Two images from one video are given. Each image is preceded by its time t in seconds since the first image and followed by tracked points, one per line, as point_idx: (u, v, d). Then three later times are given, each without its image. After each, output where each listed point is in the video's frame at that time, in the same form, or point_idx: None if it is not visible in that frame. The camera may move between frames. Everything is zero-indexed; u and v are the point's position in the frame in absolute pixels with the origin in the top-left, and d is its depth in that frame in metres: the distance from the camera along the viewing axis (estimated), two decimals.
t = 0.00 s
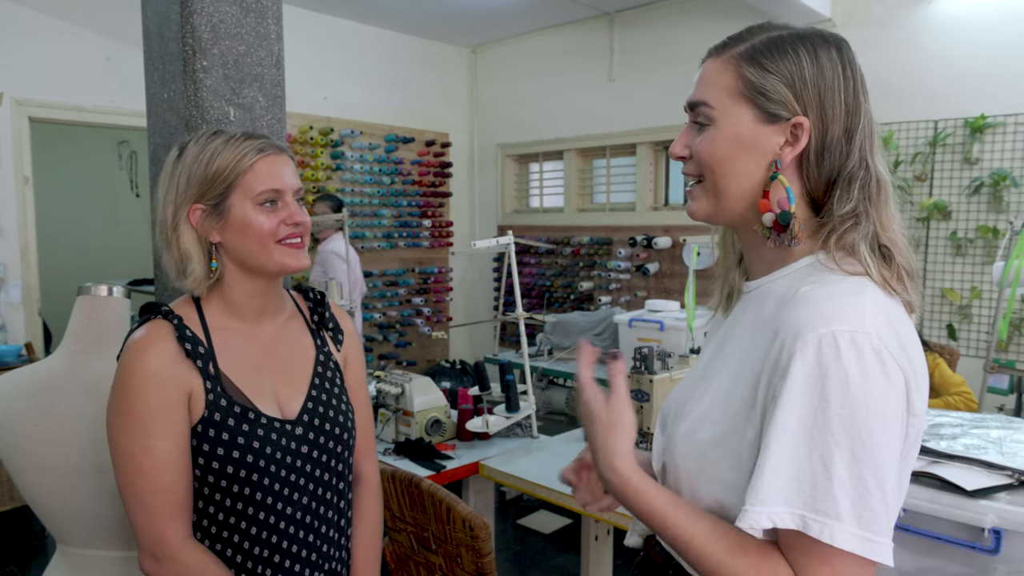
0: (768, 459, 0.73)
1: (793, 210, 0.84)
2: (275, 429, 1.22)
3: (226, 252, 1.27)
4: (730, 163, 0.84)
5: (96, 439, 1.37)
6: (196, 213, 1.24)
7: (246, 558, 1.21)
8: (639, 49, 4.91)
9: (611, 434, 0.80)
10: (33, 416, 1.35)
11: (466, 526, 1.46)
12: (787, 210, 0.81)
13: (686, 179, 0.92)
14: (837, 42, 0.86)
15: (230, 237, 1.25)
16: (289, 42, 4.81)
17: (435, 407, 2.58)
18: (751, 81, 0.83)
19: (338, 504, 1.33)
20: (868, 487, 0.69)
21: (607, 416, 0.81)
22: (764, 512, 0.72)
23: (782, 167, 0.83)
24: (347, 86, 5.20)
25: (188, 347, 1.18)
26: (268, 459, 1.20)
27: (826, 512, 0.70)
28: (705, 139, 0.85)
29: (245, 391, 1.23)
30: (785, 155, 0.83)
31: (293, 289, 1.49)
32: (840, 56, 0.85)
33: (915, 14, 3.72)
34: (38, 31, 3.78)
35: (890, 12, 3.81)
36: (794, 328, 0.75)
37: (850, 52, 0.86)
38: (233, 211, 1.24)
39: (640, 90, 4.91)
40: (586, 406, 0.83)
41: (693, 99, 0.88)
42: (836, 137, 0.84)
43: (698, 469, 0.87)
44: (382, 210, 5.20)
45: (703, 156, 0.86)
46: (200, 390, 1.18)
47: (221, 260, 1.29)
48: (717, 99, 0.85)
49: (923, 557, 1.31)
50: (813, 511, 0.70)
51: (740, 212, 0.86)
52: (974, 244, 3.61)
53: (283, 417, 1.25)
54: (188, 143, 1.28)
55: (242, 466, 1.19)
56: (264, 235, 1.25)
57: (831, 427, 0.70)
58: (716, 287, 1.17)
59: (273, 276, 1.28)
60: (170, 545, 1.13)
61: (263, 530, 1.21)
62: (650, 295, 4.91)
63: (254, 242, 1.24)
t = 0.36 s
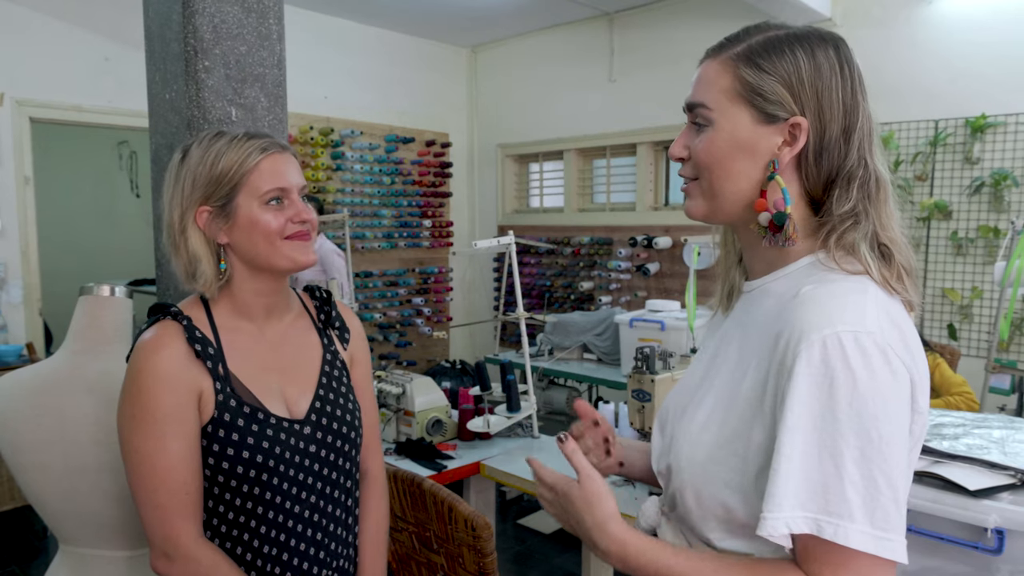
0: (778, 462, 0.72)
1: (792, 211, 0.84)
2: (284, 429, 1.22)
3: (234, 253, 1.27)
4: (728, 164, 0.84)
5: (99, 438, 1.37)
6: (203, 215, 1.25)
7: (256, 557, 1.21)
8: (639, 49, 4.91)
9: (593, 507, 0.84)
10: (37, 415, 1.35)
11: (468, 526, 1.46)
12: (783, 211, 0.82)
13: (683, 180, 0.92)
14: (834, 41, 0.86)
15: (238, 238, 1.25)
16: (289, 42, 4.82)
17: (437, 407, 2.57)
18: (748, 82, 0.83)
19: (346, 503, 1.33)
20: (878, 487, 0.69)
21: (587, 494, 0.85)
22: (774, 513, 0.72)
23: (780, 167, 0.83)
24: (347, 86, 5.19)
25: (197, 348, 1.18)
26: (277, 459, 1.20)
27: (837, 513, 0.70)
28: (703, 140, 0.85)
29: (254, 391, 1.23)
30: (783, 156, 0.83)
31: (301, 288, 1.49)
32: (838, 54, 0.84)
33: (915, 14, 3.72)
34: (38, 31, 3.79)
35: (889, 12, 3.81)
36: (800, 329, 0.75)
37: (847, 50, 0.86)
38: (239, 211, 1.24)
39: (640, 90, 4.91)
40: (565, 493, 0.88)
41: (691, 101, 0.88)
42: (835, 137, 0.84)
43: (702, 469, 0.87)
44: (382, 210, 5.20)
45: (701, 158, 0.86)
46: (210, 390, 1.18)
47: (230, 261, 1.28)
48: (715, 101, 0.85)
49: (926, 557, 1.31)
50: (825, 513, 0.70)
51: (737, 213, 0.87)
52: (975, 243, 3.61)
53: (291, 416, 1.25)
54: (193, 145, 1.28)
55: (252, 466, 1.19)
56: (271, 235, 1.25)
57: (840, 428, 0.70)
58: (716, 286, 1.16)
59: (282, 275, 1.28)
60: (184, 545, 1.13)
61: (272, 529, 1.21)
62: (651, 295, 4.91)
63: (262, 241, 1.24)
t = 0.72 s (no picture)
0: (782, 462, 0.72)
1: (793, 210, 0.84)
2: (286, 427, 1.22)
3: (236, 252, 1.27)
4: (726, 166, 0.83)
5: (99, 438, 1.36)
6: (204, 215, 1.24)
7: (259, 555, 1.20)
8: (639, 48, 4.90)
9: (609, 497, 0.87)
10: (37, 415, 1.35)
11: (470, 526, 1.45)
12: (787, 210, 0.81)
13: (681, 183, 0.91)
14: (828, 39, 0.85)
15: (239, 237, 1.25)
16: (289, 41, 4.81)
17: (437, 407, 2.57)
18: (744, 83, 0.83)
19: (350, 501, 1.32)
20: (884, 486, 0.68)
21: (605, 486, 0.88)
22: (780, 514, 0.72)
23: (780, 167, 0.83)
24: (347, 86, 5.19)
25: (199, 346, 1.17)
26: (279, 458, 1.20)
27: (843, 513, 0.69)
28: (700, 143, 0.85)
29: (256, 389, 1.22)
30: (782, 156, 0.83)
31: (304, 287, 1.49)
32: (832, 53, 0.84)
33: (916, 14, 3.72)
34: (38, 31, 3.78)
35: (890, 12, 3.81)
36: (802, 328, 0.75)
37: (841, 48, 0.86)
38: (241, 211, 1.24)
39: (640, 89, 4.91)
40: (587, 488, 0.92)
41: (687, 105, 0.88)
42: (832, 135, 0.83)
43: (704, 469, 0.87)
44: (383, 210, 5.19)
45: (700, 161, 0.85)
46: (212, 388, 1.17)
47: (232, 261, 1.28)
48: (711, 103, 0.85)
49: (929, 557, 1.31)
50: (831, 514, 0.70)
51: (737, 214, 0.86)
52: (976, 243, 3.61)
53: (294, 414, 1.25)
54: (194, 146, 1.28)
55: (254, 464, 1.18)
56: (272, 235, 1.24)
57: (845, 427, 0.70)
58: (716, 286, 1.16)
59: (283, 274, 1.28)
60: (187, 543, 1.13)
61: (275, 528, 1.21)
62: (651, 295, 4.91)
63: (263, 241, 1.24)
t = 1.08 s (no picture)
0: (770, 461, 0.73)
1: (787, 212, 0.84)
2: (284, 425, 1.22)
3: (237, 254, 1.27)
4: (722, 170, 0.84)
5: (99, 438, 1.37)
6: (206, 216, 1.25)
7: (255, 552, 1.21)
8: (639, 48, 4.91)
9: (602, 487, 0.87)
10: (36, 415, 1.35)
11: (469, 526, 1.46)
12: (783, 212, 0.81)
13: (678, 186, 0.91)
14: (821, 42, 0.86)
15: (241, 238, 1.25)
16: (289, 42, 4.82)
17: (437, 407, 2.58)
18: (739, 87, 0.83)
19: (347, 501, 1.32)
20: (871, 488, 0.69)
21: (600, 476, 0.88)
22: (767, 513, 0.72)
23: (776, 169, 0.83)
24: (347, 86, 5.19)
25: (199, 343, 1.18)
26: (276, 456, 1.20)
27: (830, 514, 0.70)
28: (697, 146, 0.85)
29: (255, 388, 1.23)
30: (778, 158, 0.83)
31: (307, 288, 1.49)
32: (826, 55, 0.84)
33: (916, 13, 3.72)
34: (39, 31, 3.79)
35: (890, 12, 3.81)
36: (794, 329, 0.75)
37: (835, 50, 0.86)
38: (241, 214, 1.24)
39: (640, 89, 4.91)
40: (582, 477, 0.92)
41: (682, 109, 0.88)
42: (826, 138, 0.84)
43: (699, 469, 0.87)
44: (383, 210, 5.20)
45: (696, 165, 0.85)
46: (211, 385, 1.18)
47: (233, 262, 1.29)
48: (706, 107, 0.85)
49: (927, 557, 1.31)
50: (818, 514, 0.70)
51: (734, 218, 0.86)
52: (975, 243, 3.61)
53: (292, 413, 1.25)
54: (198, 148, 1.28)
55: (251, 461, 1.18)
56: (273, 236, 1.24)
57: (834, 428, 0.70)
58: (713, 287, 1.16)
59: (284, 275, 1.28)
60: (184, 540, 1.13)
61: (271, 525, 1.21)
62: (651, 295, 4.91)
63: (264, 242, 1.24)
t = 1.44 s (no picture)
0: (761, 459, 0.74)
1: (773, 213, 0.85)
2: (283, 423, 1.23)
3: (239, 253, 1.29)
4: (709, 173, 0.85)
5: (101, 438, 1.38)
6: (210, 216, 1.26)
7: (253, 548, 1.22)
8: (638, 49, 4.92)
9: (600, 488, 0.89)
10: (38, 415, 1.36)
11: (468, 525, 1.47)
12: (767, 214, 0.83)
13: (667, 190, 0.92)
14: (804, 45, 0.87)
15: (244, 239, 1.26)
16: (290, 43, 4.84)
17: (437, 407, 2.59)
18: (723, 91, 0.84)
19: (344, 498, 1.33)
20: (861, 484, 0.70)
21: (595, 480, 0.90)
22: (759, 510, 0.73)
23: (762, 171, 0.84)
24: (347, 86, 5.21)
25: (200, 340, 1.19)
26: (275, 453, 1.21)
27: (821, 509, 0.71)
28: (684, 150, 0.86)
29: (256, 385, 1.24)
30: (763, 160, 0.84)
31: (307, 287, 1.50)
32: (808, 57, 0.85)
33: (915, 14, 3.73)
34: (42, 32, 3.81)
35: (890, 12, 3.82)
36: (781, 329, 0.76)
37: (817, 53, 0.87)
38: (245, 214, 1.25)
39: (640, 90, 4.92)
40: (580, 480, 0.94)
41: (669, 113, 0.89)
42: (811, 138, 0.85)
43: (691, 467, 0.88)
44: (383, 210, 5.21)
45: (684, 168, 0.87)
46: (211, 382, 1.19)
47: (235, 261, 1.30)
48: (692, 111, 0.86)
49: (922, 555, 1.32)
50: (810, 509, 0.71)
51: (722, 220, 0.88)
52: (973, 243, 3.62)
53: (292, 411, 1.26)
54: (204, 149, 1.29)
55: (250, 458, 1.20)
56: (275, 236, 1.25)
57: (823, 425, 0.71)
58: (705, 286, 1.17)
59: (284, 275, 1.29)
60: (182, 534, 1.15)
61: (268, 521, 1.22)
62: (651, 295, 4.92)
63: (265, 242, 1.25)
